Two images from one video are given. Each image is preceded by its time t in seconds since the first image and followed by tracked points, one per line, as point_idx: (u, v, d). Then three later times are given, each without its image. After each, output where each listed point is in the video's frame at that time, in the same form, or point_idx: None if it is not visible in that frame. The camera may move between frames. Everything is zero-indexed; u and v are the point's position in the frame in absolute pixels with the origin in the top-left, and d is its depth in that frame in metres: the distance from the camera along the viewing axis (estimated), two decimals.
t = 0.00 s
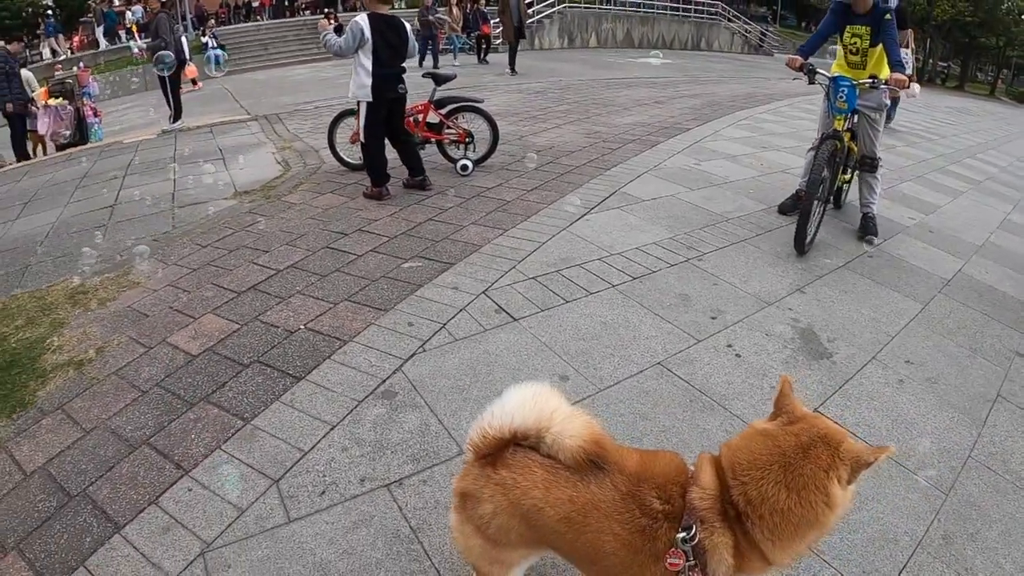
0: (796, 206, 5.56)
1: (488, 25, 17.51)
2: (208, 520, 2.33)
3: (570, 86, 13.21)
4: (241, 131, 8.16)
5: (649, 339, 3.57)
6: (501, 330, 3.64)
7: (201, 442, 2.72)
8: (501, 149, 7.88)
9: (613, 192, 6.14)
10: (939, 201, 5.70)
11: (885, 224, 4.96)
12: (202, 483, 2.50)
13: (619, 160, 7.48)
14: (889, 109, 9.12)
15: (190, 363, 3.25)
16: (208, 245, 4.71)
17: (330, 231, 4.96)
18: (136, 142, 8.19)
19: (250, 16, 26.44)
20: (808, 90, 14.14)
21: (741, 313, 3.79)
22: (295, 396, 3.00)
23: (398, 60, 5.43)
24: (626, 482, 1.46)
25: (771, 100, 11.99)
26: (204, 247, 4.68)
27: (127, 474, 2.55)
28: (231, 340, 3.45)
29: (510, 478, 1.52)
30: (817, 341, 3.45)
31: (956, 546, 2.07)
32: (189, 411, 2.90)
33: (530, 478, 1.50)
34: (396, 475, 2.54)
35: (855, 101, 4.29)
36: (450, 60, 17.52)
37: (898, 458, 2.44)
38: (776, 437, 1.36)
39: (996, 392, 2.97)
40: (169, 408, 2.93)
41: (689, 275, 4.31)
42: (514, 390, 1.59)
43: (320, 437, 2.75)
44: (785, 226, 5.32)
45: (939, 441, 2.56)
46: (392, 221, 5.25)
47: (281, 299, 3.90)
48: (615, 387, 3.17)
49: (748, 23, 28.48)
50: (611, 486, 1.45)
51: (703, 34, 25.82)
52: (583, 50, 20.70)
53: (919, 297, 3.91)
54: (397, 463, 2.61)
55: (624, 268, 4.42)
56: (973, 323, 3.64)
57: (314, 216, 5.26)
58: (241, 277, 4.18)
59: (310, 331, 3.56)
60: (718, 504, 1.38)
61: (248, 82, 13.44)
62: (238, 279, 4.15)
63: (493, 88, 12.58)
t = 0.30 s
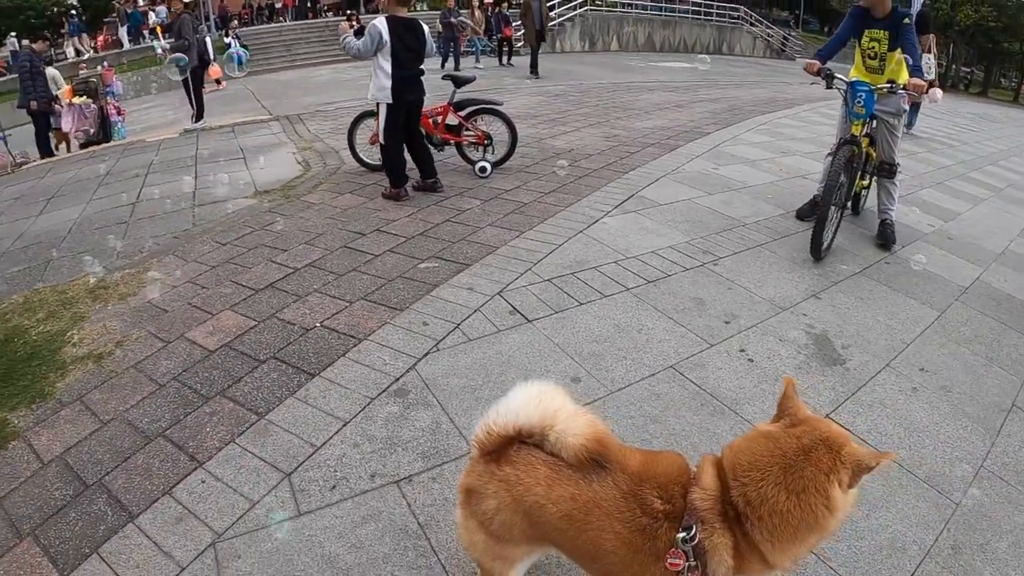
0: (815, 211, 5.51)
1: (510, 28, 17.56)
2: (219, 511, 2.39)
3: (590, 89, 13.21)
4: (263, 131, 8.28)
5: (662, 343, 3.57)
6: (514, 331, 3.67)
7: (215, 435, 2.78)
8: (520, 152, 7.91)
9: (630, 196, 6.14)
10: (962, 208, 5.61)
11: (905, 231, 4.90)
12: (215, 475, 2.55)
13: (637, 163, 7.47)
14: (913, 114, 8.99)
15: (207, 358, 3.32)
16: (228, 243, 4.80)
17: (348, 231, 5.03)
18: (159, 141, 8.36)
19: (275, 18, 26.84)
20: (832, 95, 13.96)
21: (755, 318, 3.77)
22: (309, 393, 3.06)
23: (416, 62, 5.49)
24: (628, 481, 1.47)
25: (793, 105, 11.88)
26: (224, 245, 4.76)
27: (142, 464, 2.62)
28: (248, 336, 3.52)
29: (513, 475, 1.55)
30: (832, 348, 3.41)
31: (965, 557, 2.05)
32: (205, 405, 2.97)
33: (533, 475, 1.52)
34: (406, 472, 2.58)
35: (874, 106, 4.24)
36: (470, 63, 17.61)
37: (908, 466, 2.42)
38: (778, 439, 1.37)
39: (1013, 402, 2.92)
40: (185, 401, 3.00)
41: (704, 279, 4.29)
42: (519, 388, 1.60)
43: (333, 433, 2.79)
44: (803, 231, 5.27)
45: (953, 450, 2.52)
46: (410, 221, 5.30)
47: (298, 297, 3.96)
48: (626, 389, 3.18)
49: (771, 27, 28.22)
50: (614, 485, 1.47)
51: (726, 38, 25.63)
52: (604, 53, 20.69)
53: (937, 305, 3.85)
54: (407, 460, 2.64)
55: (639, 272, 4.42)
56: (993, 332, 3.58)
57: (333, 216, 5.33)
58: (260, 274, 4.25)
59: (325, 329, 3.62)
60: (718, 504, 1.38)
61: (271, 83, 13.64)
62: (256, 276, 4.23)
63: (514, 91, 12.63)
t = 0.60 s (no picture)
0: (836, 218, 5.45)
1: (533, 33, 17.63)
2: (234, 504, 2.44)
3: (612, 95, 13.21)
4: (287, 133, 8.42)
5: (678, 349, 3.56)
6: (530, 334, 3.69)
7: (232, 430, 2.84)
8: (541, 156, 7.95)
9: (650, 201, 6.14)
10: (987, 218, 5.52)
11: (927, 241, 4.83)
12: (231, 469, 2.61)
13: (658, 169, 7.46)
14: (938, 122, 8.87)
15: (227, 355, 3.40)
16: (250, 242, 4.89)
17: (368, 233, 5.10)
18: (184, 141, 8.52)
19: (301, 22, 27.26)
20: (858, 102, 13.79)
21: (771, 325, 3.75)
22: (326, 391, 3.11)
23: (437, 66, 5.56)
24: (635, 482, 1.49)
25: (816, 111, 11.77)
26: (246, 244, 4.86)
27: (160, 457, 2.69)
28: (267, 335, 3.59)
29: (522, 474, 1.57)
30: (848, 357, 3.38)
31: (976, 571, 2.02)
32: (223, 401, 3.04)
33: (542, 475, 1.55)
34: (419, 471, 2.61)
35: (894, 113, 4.21)
36: (493, 67, 17.71)
37: (922, 477, 2.40)
38: (785, 444, 1.37)
39: None
40: (204, 396, 3.07)
41: (721, 285, 4.28)
42: (529, 388, 1.63)
43: (348, 431, 2.84)
44: (823, 239, 5.23)
45: (969, 463, 2.49)
46: (430, 224, 5.36)
47: (317, 297, 4.03)
48: (640, 394, 3.18)
49: (794, 33, 27.97)
50: (620, 486, 1.49)
51: (749, 44, 25.44)
52: (627, 58, 20.68)
53: (958, 316, 3.80)
54: (420, 459, 2.67)
55: (656, 277, 4.42)
56: (1015, 344, 3.52)
57: (353, 217, 5.41)
58: (281, 274, 4.33)
59: (344, 328, 3.68)
60: (723, 508, 1.39)
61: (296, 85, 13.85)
62: (277, 276, 4.31)
63: (536, 95, 12.69)
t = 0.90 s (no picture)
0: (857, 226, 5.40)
1: (556, 37, 17.69)
2: (249, 498, 2.50)
3: (634, 99, 13.21)
4: (311, 134, 8.54)
5: (694, 355, 3.56)
6: (547, 337, 3.71)
7: (249, 426, 2.90)
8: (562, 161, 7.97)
9: (670, 207, 6.13)
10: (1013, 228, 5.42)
11: (950, 250, 4.76)
12: (247, 464, 2.67)
13: (679, 174, 7.44)
14: (962, 130, 8.75)
15: (246, 352, 3.47)
16: (272, 242, 4.98)
17: (388, 234, 5.16)
18: (209, 141, 8.68)
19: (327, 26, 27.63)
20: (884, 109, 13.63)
21: (788, 333, 3.73)
22: (343, 389, 3.16)
23: (459, 69, 5.62)
24: (643, 483, 1.51)
25: (841, 118, 11.64)
26: (268, 244, 4.95)
27: (178, 450, 2.76)
28: (287, 333, 3.66)
29: (531, 472, 1.60)
30: (865, 366, 3.34)
31: None
32: (241, 397, 3.10)
33: (552, 473, 1.57)
34: (433, 470, 2.64)
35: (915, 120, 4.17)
36: (516, 71, 17.79)
37: (935, 487, 2.38)
38: (793, 448, 1.38)
39: None
40: (223, 392, 3.14)
41: (739, 292, 4.26)
42: (540, 388, 1.66)
43: (364, 429, 2.88)
44: (843, 246, 5.18)
45: (985, 475, 2.46)
46: (450, 226, 5.41)
47: (337, 297, 4.09)
48: (654, 399, 3.19)
49: (818, 39, 27.69)
50: (628, 487, 1.51)
51: (773, 50, 25.27)
52: (649, 63, 20.65)
53: (979, 326, 3.74)
54: (435, 459, 2.71)
55: (674, 282, 4.42)
56: None
57: (374, 219, 5.48)
58: (302, 274, 4.41)
59: (362, 328, 3.74)
60: (730, 510, 1.41)
61: (320, 87, 14.03)
62: (298, 275, 4.38)
63: (558, 99, 12.72)
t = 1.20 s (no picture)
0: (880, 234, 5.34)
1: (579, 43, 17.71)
2: (267, 493, 2.55)
3: (657, 106, 13.19)
4: (336, 137, 8.67)
5: (712, 361, 3.56)
6: (566, 341, 3.74)
7: (269, 423, 2.96)
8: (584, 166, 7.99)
9: (692, 213, 6.12)
10: None
11: (975, 261, 4.69)
12: (266, 460, 2.73)
13: (701, 181, 7.42)
14: (989, 137, 8.59)
15: (269, 350, 3.54)
16: (296, 242, 5.08)
17: (410, 237, 5.22)
18: (236, 143, 8.85)
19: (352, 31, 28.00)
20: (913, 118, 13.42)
21: (807, 341, 3.71)
22: (362, 389, 3.21)
23: (483, 75, 5.68)
24: (654, 484, 1.52)
25: (868, 126, 11.50)
26: (292, 245, 5.04)
27: (198, 445, 2.83)
28: (309, 332, 3.73)
29: (544, 471, 1.63)
30: (884, 376, 3.31)
31: None
32: (263, 394, 3.17)
33: (564, 472, 1.60)
34: (448, 470, 2.68)
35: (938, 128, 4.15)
36: (539, 76, 17.86)
37: (952, 499, 2.35)
38: (803, 452, 1.39)
39: None
40: (245, 389, 3.21)
41: (759, 299, 4.24)
42: (554, 389, 1.68)
43: (383, 428, 2.93)
44: (865, 255, 5.12)
45: (1003, 488, 2.42)
46: (472, 230, 5.46)
47: (358, 298, 4.16)
48: (670, 405, 3.19)
49: (844, 46, 27.37)
50: (639, 488, 1.52)
51: (798, 57, 25.04)
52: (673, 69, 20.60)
53: (1002, 338, 3.68)
54: (450, 459, 2.74)
55: (694, 289, 4.41)
56: None
57: (396, 221, 5.55)
58: (324, 274, 4.49)
59: (383, 329, 3.79)
60: (739, 512, 1.42)
61: (346, 91, 14.22)
62: (321, 276, 4.46)
63: (581, 105, 12.75)
